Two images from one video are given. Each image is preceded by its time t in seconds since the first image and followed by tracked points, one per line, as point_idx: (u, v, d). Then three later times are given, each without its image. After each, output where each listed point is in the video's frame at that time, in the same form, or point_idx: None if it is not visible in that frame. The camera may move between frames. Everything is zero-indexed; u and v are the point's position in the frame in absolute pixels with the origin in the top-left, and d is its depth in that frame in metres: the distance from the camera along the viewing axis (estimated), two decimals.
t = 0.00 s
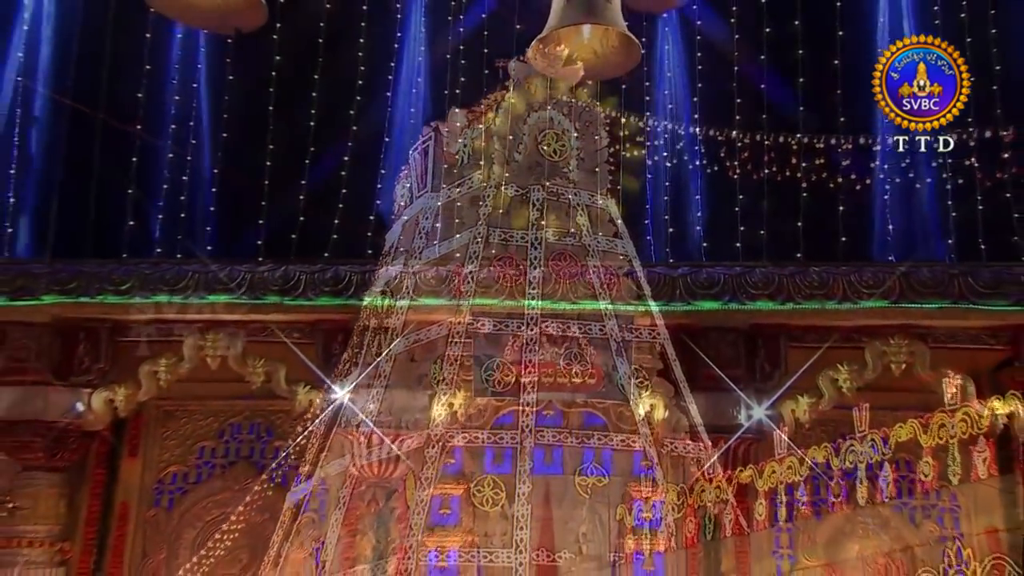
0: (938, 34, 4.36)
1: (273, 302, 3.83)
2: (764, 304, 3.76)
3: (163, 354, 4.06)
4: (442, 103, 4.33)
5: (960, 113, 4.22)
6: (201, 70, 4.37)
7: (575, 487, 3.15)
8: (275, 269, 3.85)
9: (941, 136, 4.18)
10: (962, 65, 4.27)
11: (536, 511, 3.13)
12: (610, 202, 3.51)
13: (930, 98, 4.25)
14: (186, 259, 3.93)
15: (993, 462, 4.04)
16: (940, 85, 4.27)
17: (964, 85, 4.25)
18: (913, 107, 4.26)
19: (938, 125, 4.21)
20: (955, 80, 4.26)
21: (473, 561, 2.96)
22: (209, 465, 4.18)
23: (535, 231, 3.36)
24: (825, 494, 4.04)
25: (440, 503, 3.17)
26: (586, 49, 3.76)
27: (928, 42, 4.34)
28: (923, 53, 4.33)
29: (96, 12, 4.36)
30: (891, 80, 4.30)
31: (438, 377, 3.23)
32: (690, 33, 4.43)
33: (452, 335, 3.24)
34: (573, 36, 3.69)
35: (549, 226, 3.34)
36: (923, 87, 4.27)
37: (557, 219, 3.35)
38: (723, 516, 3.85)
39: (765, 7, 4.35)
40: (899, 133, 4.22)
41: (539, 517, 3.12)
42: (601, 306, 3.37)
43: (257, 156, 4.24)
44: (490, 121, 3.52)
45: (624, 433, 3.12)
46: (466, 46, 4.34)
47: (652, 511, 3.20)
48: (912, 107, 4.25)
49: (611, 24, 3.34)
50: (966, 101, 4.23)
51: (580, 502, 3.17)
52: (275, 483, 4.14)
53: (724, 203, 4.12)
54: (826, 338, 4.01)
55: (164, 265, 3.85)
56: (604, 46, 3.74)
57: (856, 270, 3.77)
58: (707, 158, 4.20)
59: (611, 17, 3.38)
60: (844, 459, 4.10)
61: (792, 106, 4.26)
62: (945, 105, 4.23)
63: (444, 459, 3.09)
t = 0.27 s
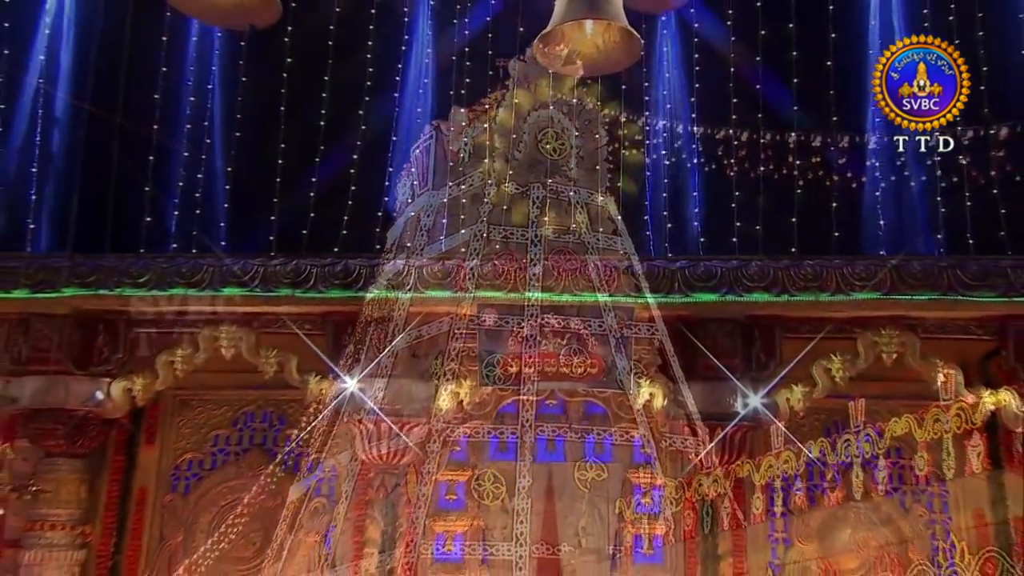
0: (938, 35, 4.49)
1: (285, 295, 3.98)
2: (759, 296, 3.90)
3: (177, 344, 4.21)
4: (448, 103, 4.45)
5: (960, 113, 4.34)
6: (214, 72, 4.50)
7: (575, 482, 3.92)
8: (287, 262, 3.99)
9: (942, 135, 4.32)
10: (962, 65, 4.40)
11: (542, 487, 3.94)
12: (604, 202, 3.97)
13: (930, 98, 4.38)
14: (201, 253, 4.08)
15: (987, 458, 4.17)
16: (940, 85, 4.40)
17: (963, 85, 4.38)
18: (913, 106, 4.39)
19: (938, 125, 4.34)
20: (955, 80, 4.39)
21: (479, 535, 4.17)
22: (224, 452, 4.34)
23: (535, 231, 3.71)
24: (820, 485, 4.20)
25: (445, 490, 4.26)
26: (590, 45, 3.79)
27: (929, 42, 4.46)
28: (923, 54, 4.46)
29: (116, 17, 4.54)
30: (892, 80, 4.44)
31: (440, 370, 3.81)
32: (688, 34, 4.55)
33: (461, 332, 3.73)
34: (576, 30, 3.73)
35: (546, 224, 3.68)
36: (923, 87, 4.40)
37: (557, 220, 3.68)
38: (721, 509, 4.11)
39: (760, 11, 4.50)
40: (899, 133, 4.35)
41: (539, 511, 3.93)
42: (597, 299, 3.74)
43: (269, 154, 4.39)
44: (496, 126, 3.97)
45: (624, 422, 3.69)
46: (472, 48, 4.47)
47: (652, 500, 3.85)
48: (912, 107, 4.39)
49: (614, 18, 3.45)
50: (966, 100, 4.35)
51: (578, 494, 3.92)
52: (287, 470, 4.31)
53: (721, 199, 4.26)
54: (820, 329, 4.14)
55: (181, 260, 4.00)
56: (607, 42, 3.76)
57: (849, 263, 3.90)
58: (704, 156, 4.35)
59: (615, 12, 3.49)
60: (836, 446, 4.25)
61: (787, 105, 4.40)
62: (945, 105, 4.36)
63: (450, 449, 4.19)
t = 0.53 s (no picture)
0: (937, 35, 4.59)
1: (294, 288, 4.06)
2: (755, 288, 3.99)
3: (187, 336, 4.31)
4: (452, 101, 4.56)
5: (960, 113, 4.45)
6: (225, 71, 4.62)
7: (575, 477, 4.36)
8: (295, 256, 4.09)
9: (943, 136, 4.43)
10: (962, 65, 4.51)
11: (544, 473, 4.38)
12: (604, 201, 4.23)
13: (930, 98, 4.50)
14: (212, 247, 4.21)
15: (981, 451, 4.23)
16: (940, 85, 4.51)
17: (963, 85, 4.48)
18: (913, 106, 4.51)
19: (938, 125, 4.47)
20: (955, 80, 4.49)
21: (482, 527, 4.21)
22: (234, 441, 4.47)
23: (535, 227, 4.04)
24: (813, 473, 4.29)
25: (450, 479, 4.29)
26: (591, 39, 3.98)
27: (928, 42, 4.57)
28: (923, 54, 4.56)
29: (130, 18, 4.66)
30: (892, 80, 4.54)
31: (442, 365, 4.11)
32: (685, 34, 4.65)
33: (467, 326, 4.06)
34: (579, 25, 3.89)
35: (546, 222, 4.05)
36: (923, 87, 4.51)
37: (558, 216, 4.07)
38: (719, 502, 4.23)
39: (756, 12, 4.63)
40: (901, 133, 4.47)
41: (537, 496, 4.35)
42: (597, 292, 3.94)
43: (278, 151, 4.51)
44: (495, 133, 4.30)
45: (622, 411, 4.22)
46: (474, 48, 4.62)
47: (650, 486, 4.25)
48: (912, 107, 4.51)
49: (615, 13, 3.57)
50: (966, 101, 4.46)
51: (576, 488, 4.35)
52: (297, 458, 4.42)
53: (719, 196, 4.36)
54: (815, 320, 4.26)
55: (193, 253, 4.12)
56: (607, 37, 3.93)
57: (842, 256, 4.01)
58: (702, 154, 4.44)
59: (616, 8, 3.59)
60: (831, 434, 4.35)
61: (782, 104, 4.50)
62: (945, 105, 4.48)
63: (455, 436, 4.30)
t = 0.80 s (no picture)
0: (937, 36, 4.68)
1: (303, 277, 4.21)
2: (749, 276, 4.13)
3: (201, 325, 4.42)
4: (456, 97, 4.68)
5: (959, 112, 4.54)
6: (236, 68, 4.75)
7: (575, 471, 4.53)
8: (305, 247, 4.24)
9: (943, 136, 4.52)
10: (961, 65, 4.60)
11: (546, 462, 4.54)
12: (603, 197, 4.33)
13: (930, 98, 4.59)
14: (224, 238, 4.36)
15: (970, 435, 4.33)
16: (940, 85, 4.60)
17: (963, 85, 4.58)
18: (913, 106, 4.60)
19: (938, 125, 4.54)
20: (954, 80, 4.58)
21: (486, 507, 4.46)
22: (246, 425, 4.61)
23: (535, 223, 4.16)
24: (802, 453, 4.45)
25: (454, 461, 4.49)
26: (593, 30, 4.04)
27: (929, 43, 4.66)
28: (923, 54, 4.66)
29: (144, 17, 4.81)
30: (892, 80, 4.64)
31: (447, 352, 4.26)
32: (682, 31, 4.79)
33: (472, 314, 4.22)
34: (579, 16, 3.96)
35: (544, 218, 4.17)
36: (923, 87, 4.61)
37: (557, 210, 4.19)
38: (715, 486, 4.37)
39: (751, 10, 4.77)
40: (900, 133, 4.56)
41: (540, 484, 4.50)
42: (598, 280, 4.06)
43: (288, 144, 4.65)
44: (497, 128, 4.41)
45: (621, 394, 4.42)
46: (478, 45, 4.74)
47: (649, 468, 4.42)
48: (912, 107, 4.60)
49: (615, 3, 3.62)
50: (966, 101, 4.55)
51: (577, 478, 4.52)
52: (306, 441, 4.57)
53: (715, 189, 4.50)
54: (807, 307, 4.41)
55: (205, 244, 4.25)
56: (607, 29, 3.99)
57: (835, 245, 4.14)
58: (699, 148, 4.59)
59: None
60: (823, 418, 4.48)
61: (776, 99, 4.64)
62: (945, 105, 4.57)
63: (459, 418, 4.43)
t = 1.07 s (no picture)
0: (936, 37, 4.77)
1: (311, 261, 4.30)
2: (744, 261, 4.24)
3: (213, 307, 4.53)
4: (459, 88, 4.82)
5: (957, 114, 4.60)
6: (246, 60, 4.88)
7: (576, 465, 4.67)
8: (313, 232, 4.34)
9: (942, 135, 4.59)
10: (961, 65, 4.67)
11: (546, 455, 4.69)
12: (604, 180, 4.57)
13: (930, 98, 4.65)
14: (234, 224, 4.49)
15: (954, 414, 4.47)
16: (939, 85, 4.66)
17: (962, 85, 4.64)
18: (913, 106, 4.66)
19: (938, 124, 4.60)
20: (954, 80, 4.65)
21: (489, 485, 4.62)
22: (257, 405, 4.77)
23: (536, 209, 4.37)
24: (796, 432, 4.58)
25: (459, 441, 4.72)
26: (592, 16, 4.39)
27: (929, 43, 4.74)
28: (923, 53, 4.73)
29: (157, 13, 4.98)
30: (892, 80, 4.72)
31: (453, 333, 4.44)
32: (679, 24, 4.93)
33: (475, 300, 4.42)
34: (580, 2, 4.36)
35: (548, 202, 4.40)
36: (923, 87, 4.68)
37: (556, 198, 4.38)
38: (711, 461, 4.50)
39: (746, 4, 4.91)
40: (898, 134, 4.63)
41: (540, 468, 4.67)
42: (595, 265, 4.24)
43: (296, 132, 4.79)
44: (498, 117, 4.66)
45: (621, 376, 4.69)
46: (480, 37, 4.92)
47: (646, 447, 4.64)
48: (912, 107, 4.66)
49: None
50: (966, 100, 4.62)
51: (577, 465, 4.67)
52: (315, 421, 4.73)
53: (710, 177, 4.66)
54: (801, 291, 4.51)
55: (217, 230, 4.38)
56: (606, 15, 4.34)
57: (827, 231, 4.27)
58: (695, 137, 4.74)
59: None
60: (815, 398, 4.63)
61: (770, 89, 4.76)
62: (945, 105, 4.62)
63: (464, 400, 4.71)
